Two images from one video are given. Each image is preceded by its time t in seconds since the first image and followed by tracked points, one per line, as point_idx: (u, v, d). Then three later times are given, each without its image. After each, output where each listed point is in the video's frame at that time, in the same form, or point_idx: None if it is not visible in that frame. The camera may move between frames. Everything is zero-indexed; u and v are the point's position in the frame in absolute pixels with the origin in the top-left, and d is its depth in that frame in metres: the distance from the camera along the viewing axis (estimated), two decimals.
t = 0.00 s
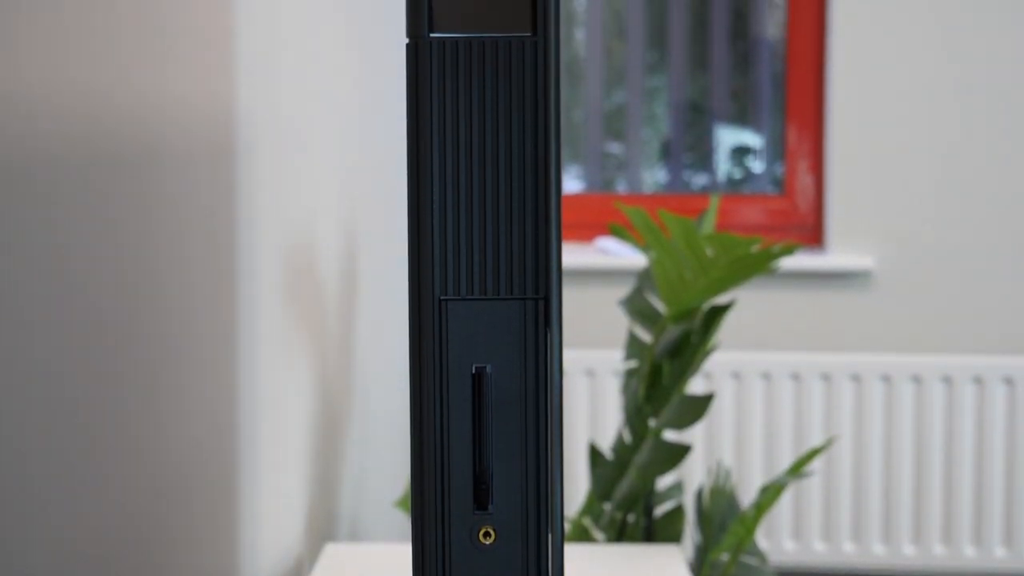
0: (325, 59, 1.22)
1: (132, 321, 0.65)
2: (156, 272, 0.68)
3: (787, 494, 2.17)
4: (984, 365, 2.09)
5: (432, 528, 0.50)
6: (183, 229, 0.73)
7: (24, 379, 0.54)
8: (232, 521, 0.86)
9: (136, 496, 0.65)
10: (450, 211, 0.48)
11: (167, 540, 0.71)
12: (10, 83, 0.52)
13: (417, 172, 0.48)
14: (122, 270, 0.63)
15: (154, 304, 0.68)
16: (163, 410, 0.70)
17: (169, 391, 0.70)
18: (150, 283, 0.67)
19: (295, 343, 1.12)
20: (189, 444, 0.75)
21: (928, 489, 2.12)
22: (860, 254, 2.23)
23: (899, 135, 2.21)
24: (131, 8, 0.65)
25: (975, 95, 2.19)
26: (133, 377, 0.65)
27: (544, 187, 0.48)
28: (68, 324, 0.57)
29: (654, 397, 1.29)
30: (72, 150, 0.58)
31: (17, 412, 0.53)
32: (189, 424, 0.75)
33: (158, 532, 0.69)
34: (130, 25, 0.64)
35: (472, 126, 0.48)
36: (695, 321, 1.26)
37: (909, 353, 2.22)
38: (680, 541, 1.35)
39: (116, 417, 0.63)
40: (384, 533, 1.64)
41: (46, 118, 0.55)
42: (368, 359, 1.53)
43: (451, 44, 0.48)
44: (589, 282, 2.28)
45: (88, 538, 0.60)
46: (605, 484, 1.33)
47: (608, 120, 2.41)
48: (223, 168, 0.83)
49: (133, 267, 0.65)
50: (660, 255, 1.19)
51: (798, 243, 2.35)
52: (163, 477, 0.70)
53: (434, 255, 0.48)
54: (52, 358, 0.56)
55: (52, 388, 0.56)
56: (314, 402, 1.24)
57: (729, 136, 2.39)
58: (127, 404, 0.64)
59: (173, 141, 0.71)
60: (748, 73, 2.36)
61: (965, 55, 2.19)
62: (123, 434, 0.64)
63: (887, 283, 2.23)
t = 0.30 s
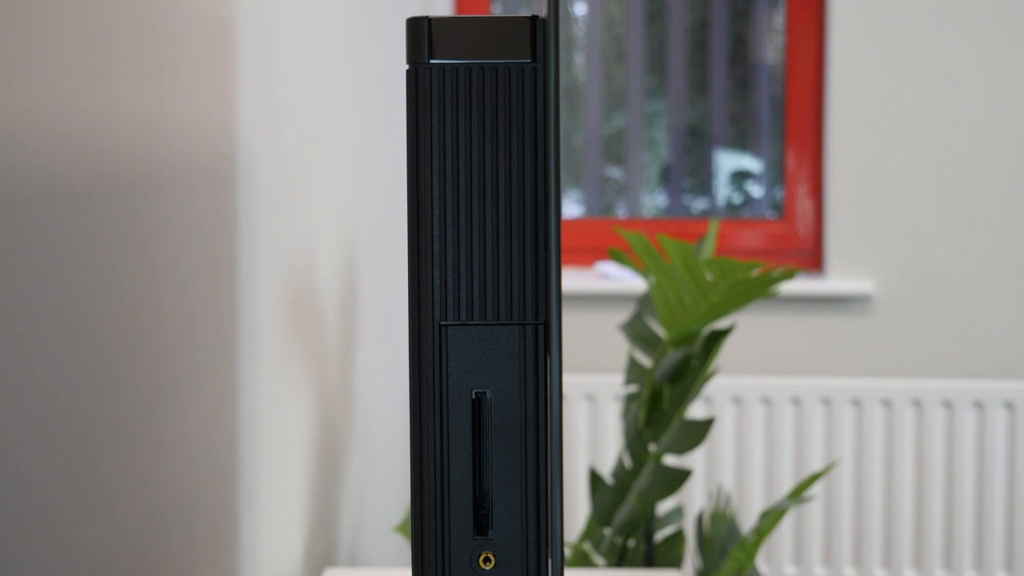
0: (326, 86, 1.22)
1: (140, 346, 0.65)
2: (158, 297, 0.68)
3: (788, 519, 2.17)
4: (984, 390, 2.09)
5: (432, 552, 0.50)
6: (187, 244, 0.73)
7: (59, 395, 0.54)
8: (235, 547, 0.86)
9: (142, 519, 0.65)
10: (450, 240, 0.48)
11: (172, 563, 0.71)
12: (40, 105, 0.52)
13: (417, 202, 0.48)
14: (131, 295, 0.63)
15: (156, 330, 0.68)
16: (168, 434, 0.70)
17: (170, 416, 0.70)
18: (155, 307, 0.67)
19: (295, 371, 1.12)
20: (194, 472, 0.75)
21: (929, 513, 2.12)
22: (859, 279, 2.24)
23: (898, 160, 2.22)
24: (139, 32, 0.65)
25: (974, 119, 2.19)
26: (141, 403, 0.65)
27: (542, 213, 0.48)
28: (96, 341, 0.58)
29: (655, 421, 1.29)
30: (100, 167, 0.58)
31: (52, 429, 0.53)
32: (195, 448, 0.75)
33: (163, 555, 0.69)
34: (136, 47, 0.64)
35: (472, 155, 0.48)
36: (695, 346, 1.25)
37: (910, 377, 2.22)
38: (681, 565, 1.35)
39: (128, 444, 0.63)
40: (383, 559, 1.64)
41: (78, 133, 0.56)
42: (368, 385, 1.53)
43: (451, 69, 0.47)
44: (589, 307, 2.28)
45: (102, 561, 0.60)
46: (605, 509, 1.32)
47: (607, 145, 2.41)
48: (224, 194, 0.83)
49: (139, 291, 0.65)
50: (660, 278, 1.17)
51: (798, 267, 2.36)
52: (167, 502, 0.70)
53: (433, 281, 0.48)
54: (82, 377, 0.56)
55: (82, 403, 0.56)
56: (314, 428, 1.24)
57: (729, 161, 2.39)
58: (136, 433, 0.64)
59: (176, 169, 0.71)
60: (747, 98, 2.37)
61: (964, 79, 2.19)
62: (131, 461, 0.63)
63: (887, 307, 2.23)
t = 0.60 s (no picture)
0: (326, 109, 1.23)
1: (140, 369, 0.65)
2: (159, 319, 0.68)
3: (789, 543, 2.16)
4: (985, 414, 2.09)
5: None
6: (187, 255, 0.74)
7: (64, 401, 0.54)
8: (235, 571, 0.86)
9: (143, 542, 0.65)
10: (449, 264, 0.48)
11: None
12: (46, 125, 0.52)
13: (417, 226, 0.48)
14: (132, 318, 0.63)
15: (157, 351, 0.68)
16: (168, 451, 0.70)
17: (171, 438, 0.70)
18: (155, 330, 0.67)
19: (295, 395, 1.12)
20: (194, 492, 0.75)
21: (930, 536, 2.11)
22: (859, 302, 2.24)
23: (898, 183, 2.22)
24: (142, 53, 0.65)
25: (974, 138, 2.20)
26: (141, 424, 0.65)
27: (541, 238, 0.48)
28: (98, 350, 0.58)
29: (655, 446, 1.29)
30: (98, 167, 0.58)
31: (55, 449, 0.53)
32: (195, 471, 0.75)
33: None
34: (139, 69, 0.65)
35: (471, 180, 0.48)
36: (694, 370, 1.25)
37: (910, 400, 2.22)
38: None
39: (128, 470, 0.62)
40: None
41: (82, 141, 0.56)
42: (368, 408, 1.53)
43: (450, 94, 0.48)
44: (590, 330, 2.28)
45: None
46: (606, 533, 1.32)
47: (607, 169, 2.41)
48: (226, 216, 0.83)
49: (138, 313, 0.65)
50: (660, 301, 1.17)
51: (798, 290, 2.35)
52: (168, 525, 0.69)
53: (434, 306, 0.48)
54: (84, 385, 0.56)
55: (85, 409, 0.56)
56: (314, 452, 1.23)
57: (729, 184, 2.39)
58: (136, 454, 0.64)
59: (178, 191, 0.71)
60: (747, 121, 2.37)
61: (963, 99, 2.20)
62: (132, 483, 0.63)
63: (888, 330, 2.23)
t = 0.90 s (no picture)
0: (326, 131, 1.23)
1: (139, 390, 0.64)
2: (159, 341, 0.68)
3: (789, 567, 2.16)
4: (985, 437, 2.09)
5: None
6: (188, 273, 0.74)
7: (65, 419, 0.54)
8: None
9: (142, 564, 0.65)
10: (449, 287, 0.48)
11: None
12: (46, 147, 0.52)
13: (417, 249, 0.48)
14: (133, 342, 0.63)
15: (156, 374, 0.67)
16: (167, 472, 0.69)
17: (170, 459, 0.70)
18: (155, 352, 0.67)
19: (295, 419, 1.12)
20: (195, 512, 0.75)
21: (931, 559, 2.10)
22: (858, 325, 2.24)
23: (898, 205, 2.22)
24: (141, 70, 0.65)
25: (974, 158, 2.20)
26: (143, 447, 0.65)
27: (541, 262, 0.48)
28: (98, 368, 0.58)
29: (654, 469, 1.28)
30: (100, 187, 0.58)
31: (55, 471, 0.53)
32: (195, 493, 0.75)
33: None
34: (139, 89, 0.65)
35: (471, 204, 0.48)
36: (695, 394, 1.25)
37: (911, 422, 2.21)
38: None
39: (127, 492, 0.62)
40: None
41: (83, 164, 0.56)
42: (368, 432, 1.52)
43: (450, 118, 0.48)
44: (590, 353, 2.28)
45: None
46: (606, 557, 1.31)
47: (607, 192, 2.42)
48: (226, 238, 0.83)
49: (138, 333, 0.64)
50: (660, 324, 1.16)
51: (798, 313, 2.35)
52: (167, 546, 0.69)
53: (434, 330, 0.48)
54: (85, 401, 0.56)
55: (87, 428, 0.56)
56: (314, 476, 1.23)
57: (729, 207, 2.39)
58: (138, 478, 0.64)
59: (178, 213, 0.71)
60: (746, 143, 2.37)
61: (963, 118, 2.20)
62: (133, 507, 0.63)
63: (888, 352, 2.22)
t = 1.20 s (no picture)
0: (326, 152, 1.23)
1: (140, 412, 0.65)
2: (159, 360, 0.68)
3: None
4: (985, 460, 2.09)
5: None
6: (187, 292, 0.74)
7: (65, 438, 0.54)
8: None
9: None
10: (449, 312, 0.50)
11: None
12: (45, 170, 0.52)
13: (417, 273, 0.49)
14: (134, 364, 0.64)
15: (156, 393, 0.67)
16: (167, 493, 0.69)
17: (170, 478, 0.70)
18: (155, 372, 0.67)
19: (294, 441, 1.12)
20: (195, 534, 0.75)
21: None
22: (858, 348, 2.23)
23: (898, 228, 2.23)
24: (140, 92, 0.65)
25: (974, 179, 2.20)
26: (144, 469, 0.65)
27: (541, 287, 0.49)
28: (99, 391, 0.58)
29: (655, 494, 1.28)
30: (100, 207, 0.58)
31: (54, 493, 0.53)
32: (195, 513, 0.75)
33: None
34: (137, 113, 0.65)
35: (471, 230, 0.49)
36: (695, 418, 1.24)
37: (912, 444, 2.21)
38: None
39: (128, 515, 0.62)
40: None
41: (82, 185, 0.56)
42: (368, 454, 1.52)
43: (450, 144, 0.49)
44: (590, 376, 2.28)
45: None
46: None
47: (607, 217, 2.42)
48: (225, 256, 0.83)
49: (138, 355, 0.64)
50: (659, 348, 1.16)
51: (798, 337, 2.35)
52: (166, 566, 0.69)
53: (434, 356, 0.49)
54: (85, 423, 0.56)
55: (87, 446, 0.56)
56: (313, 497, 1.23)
57: (729, 231, 2.39)
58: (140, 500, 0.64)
59: (177, 234, 0.71)
60: (746, 166, 2.38)
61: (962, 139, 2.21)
62: (135, 528, 0.64)
63: (888, 375, 2.22)
